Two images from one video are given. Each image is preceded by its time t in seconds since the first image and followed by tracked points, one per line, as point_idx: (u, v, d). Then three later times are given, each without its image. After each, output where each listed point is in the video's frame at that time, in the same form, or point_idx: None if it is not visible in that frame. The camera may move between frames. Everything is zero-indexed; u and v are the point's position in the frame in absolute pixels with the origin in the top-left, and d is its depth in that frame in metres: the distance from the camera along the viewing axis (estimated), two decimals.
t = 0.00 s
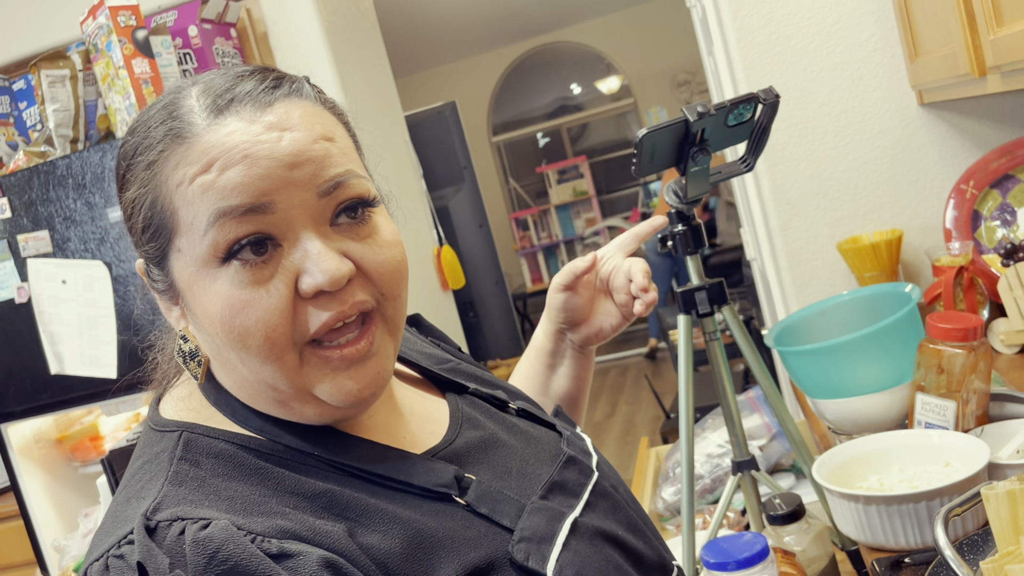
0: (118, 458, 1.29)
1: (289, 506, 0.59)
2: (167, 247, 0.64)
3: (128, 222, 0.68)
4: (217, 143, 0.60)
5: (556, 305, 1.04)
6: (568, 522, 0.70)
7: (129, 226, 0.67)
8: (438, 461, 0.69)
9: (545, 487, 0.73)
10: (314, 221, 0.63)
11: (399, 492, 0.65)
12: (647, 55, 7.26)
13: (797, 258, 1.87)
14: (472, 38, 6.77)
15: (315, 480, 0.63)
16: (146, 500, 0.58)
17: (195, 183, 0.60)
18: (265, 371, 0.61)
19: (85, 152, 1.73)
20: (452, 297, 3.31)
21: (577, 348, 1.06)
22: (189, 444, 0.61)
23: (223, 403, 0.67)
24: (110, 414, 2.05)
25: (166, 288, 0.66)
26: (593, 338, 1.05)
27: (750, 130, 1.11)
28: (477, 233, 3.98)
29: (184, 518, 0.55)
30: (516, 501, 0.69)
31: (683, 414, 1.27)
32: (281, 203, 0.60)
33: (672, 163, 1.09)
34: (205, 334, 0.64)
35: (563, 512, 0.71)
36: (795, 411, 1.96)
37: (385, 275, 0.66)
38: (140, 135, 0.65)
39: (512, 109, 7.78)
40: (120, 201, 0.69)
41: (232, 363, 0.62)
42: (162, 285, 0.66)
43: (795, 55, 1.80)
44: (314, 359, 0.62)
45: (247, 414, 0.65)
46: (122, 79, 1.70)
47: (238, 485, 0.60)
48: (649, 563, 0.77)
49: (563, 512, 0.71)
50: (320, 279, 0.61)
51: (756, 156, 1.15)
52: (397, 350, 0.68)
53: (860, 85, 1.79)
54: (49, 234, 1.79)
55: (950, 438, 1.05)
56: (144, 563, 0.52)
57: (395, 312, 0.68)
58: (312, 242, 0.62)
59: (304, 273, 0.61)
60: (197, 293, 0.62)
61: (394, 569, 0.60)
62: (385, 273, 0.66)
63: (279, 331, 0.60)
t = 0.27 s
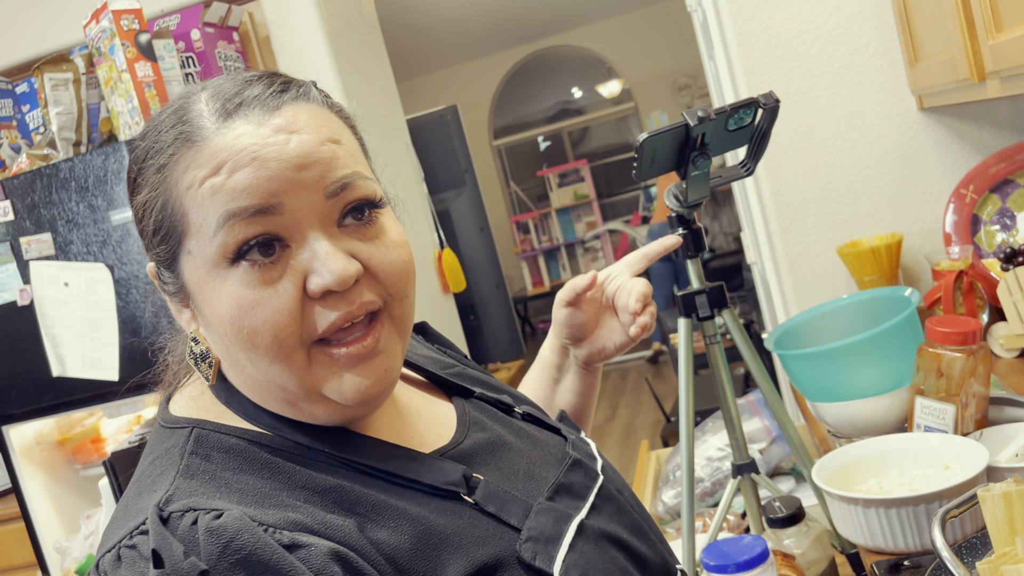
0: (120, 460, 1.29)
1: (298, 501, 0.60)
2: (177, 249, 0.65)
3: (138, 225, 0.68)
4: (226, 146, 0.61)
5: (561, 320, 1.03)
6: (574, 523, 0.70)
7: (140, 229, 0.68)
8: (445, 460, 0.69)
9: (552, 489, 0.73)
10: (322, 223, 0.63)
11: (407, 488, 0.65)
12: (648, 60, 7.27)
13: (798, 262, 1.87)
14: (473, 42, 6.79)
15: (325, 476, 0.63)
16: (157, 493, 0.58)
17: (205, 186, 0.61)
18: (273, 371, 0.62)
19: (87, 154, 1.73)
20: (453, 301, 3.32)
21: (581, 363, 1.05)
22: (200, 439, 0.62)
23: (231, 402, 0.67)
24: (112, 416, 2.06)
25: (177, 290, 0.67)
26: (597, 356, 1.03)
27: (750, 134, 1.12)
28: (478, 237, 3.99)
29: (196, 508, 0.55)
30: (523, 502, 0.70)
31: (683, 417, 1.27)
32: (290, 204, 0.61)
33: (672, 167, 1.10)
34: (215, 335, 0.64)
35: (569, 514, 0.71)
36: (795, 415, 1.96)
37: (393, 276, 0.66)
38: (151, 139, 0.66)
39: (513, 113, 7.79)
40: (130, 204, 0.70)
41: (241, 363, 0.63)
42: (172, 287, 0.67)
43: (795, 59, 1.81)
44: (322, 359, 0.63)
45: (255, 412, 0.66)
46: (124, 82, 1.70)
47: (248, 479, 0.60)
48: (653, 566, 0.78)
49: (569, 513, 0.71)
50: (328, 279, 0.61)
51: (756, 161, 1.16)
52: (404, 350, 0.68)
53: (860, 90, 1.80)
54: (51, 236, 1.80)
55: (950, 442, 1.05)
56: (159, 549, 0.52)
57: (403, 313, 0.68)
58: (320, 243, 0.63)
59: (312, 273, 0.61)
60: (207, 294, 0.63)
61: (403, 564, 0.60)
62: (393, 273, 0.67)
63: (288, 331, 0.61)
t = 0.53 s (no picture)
0: (124, 462, 1.30)
1: (306, 498, 0.60)
2: (187, 251, 0.65)
3: (149, 228, 0.69)
4: (236, 149, 0.62)
5: (566, 325, 1.03)
6: (580, 522, 0.70)
7: (151, 231, 0.69)
8: (452, 458, 0.69)
9: (558, 487, 0.73)
10: (330, 225, 0.63)
11: (414, 485, 0.66)
12: (650, 63, 7.28)
13: (799, 265, 1.88)
14: (475, 45, 6.80)
15: (333, 472, 0.63)
16: (166, 489, 0.59)
17: (215, 189, 0.61)
18: (283, 374, 0.62)
19: (91, 157, 1.73)
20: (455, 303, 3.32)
21: (585, 368, 1.05)
22: (207, 438, 0.62)
23: (240, 401, 0.68)
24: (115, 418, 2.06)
25: (186, 292, 0.67)
26: (600, 363, 1.03)
27: (752, 138, 1.12)
28: (479, 239, 3.99)
29: (204, 504, 0.56)
30: (530, 499, 0.70)
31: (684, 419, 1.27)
32: (299, 207, 0.61)
33: (675, 170, 1.10)
34: (224, 337, 0.65)
35: (575, 512, 0.71)
36: (797, 417, 1.97)
37: (399, 280, 0.67)
38: (162, 142, 0.67)
39: (514, 115, 7.80)
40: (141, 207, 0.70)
41: (251, 365, 0.63)
42: (182, 289, 0.67)
43: (797, 63, 1.81)
44: (331, 361, 0.63)
45: (264, 411, 0.66)
46: (128, 85, 1.71)
47: (256, 477, 0.61)
48: (658, 566, 0.78)
49: (575, 512, 0.71)
50: (337, 281, 0.61)
51: (758, 164, 1.16)
52: (412, 353, 0.69)
53: (862, 94, 1.80)
54: (55, 238, 1.80)
55: (952, 445, 1.05)
56: (168, 544, 0.53)
57: (410, 316, 0.68)
58: (329, 245, 0.63)
59: (320, 275, 0.62)
60: (217, 296, 0.63)
61: (410, 560, 0.60)
62: (400, 277, 0.67)
63: (297, 333, 0.61)
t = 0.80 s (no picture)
0: (126, 459, 1.31)
1: (307, 489, 0.61)
2: (186, 245, 0.66)
3: (149, 223, 0.70)
4: (234, 142, 0.62)
5: (563, 317, 1.04)
6: (580, 511, 0.70)
7: (151, 226, 0.70)
8: (452, 448, 0.70)
9: (558, 477, 0.74)
10: (327, 217, 0.64)
11: (415, 476, 0.66)
12: (651, 65, 7.29)
13: (799, 265, 1.88)
14: (476, 46, 6.81)
15: (334, 464, 0.64)
16: (169, 482, 0.59)
17: (213, 182, 0.62)
18: (282, 364, 0.63)
19: (94, 156, 1.75)
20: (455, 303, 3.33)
21: (583, 359, 1.06)
22: (210, 431, 0.63)
23: (243, 393, 0.68)
24: (116, 416, 2.07)
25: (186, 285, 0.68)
26: (597, 354, 1.04)
27: (751, 136, 1.13)
28: (480, 240, 4.00)
29: (207, 496, 0.56)
30: (530, 489, 0.70)
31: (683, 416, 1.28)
32: (296, 199, 0.62)
33: (673, 168, 1.11)
34: (224, 329, 0.65)
35: (575, 501, 0.72)
36: (796, 416, 1.97)
37: (396, 271, 0.68)
38: (162, 136, 0.67)
39: (515, 117, 7.81)
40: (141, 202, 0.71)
41: (251, 356, 0.64)
42: (182, 282, 0.68)
43: (796, 63, 1.82)
44: (329, 351, 0.64)
45: (267, 403, 0.67)
46: (131, 85, 1.73)
47: (258, 468, 0.61)
48: (658, 555, 0.79)
49: (575, 501, 0.72)
50: (334, 272, 0.62)
51: (756, 162, 1.17)
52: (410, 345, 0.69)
53: (861, 94, 1.81)
54: (57, 237, 1.81)
55: (949, 442, 1.06)
56: (171, 536, 0.54)
57: (407, 307, 0.69)
58: (326, 236, 0.64)
59: (318, 267, 0.62)
60: (216, 288, 0.64)
61: (411, 550, 0.61)
62: (397, 269, 0.68)
63: (296, 324, 0.62)
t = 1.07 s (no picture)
0: (126, 459, 1.31)
1: (305, 486, 0.61)
2: (179, 240, 0.67)
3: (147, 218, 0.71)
4: (224, 140, 0.63)
5: (560, 318, 1.04)
6: (575, 506, 0.71)
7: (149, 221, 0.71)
8: (449, 445, 0.71)
9: (554, 473, 0.75)
10: (314, 215, 0.65)
11: (411, 472, 0.67)
12: (652, 66, 7.30)
13: (797, 265, 1.89)
14: (477, 47, 6.82)
15: (332, 460, 0.65)
16: (170, 479, 0.60)
17: (203, 179, 0.63)
18: (268, 360, 0.63)
19: (95, 157, 1.75)
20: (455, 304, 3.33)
21: (580, 359, 1.06)
22: (210, 428, 0.64)
23: (241, 389, 0.69)
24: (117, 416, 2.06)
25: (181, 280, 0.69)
26: (595, 354, 1.05)
27: (748, 137, 1.14)
28: (480, 240, 4.00)
29: (206, 493, 0.57)
30: (526, 485, 0.71)
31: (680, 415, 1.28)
32: (283, 196, 0.63)
33: (670, 169, 1.11)
34: (214, 324, 0.66)
35: (570, 497, 0.72)
36: (795, 417, 1.98)
37: (385, 270, 0.68)
38: (158, 131, 0.69)
39: (516, 118, 7.82)
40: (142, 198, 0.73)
41: (239, 351, 0.65)
42: (177, 277, 0.69)
43: (794, 64, 1.83)
44: (315, 348, 0.64)
45: (265, 400, 0.67)
46: (131, 86, 1.74)
47: (257, 466, 0.62)
48: (653, 550, 0.79)
49: (571, 497, 0.72)
50: (319, 270, 0.62)
51: (753, 162, 1.17)
52: (400, 343, 0.69)
53: (859, 95, 1.82)
54: (58, 238, 1.82)
55: (944, 441, 1.07)
56: (170, 532, 0.54)
57: (397, 307, 0.69)
58: (313, 233, 0.64)
59: (304, 264, 0.63)
60: (206, 283, 0.65)
61: (407, 546, 0.61)
62: (386, 268, 0.68)
63: (281, 320, 0.62)
